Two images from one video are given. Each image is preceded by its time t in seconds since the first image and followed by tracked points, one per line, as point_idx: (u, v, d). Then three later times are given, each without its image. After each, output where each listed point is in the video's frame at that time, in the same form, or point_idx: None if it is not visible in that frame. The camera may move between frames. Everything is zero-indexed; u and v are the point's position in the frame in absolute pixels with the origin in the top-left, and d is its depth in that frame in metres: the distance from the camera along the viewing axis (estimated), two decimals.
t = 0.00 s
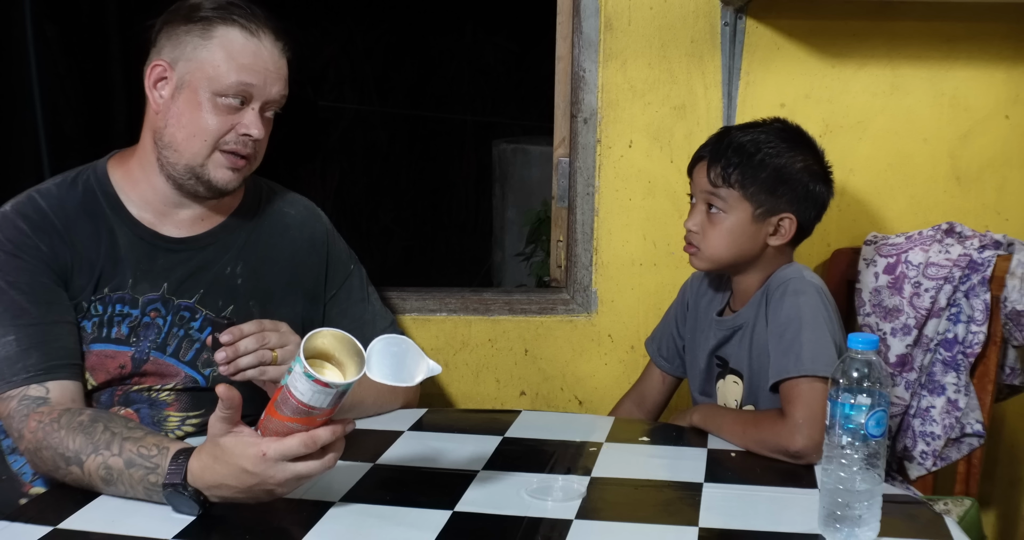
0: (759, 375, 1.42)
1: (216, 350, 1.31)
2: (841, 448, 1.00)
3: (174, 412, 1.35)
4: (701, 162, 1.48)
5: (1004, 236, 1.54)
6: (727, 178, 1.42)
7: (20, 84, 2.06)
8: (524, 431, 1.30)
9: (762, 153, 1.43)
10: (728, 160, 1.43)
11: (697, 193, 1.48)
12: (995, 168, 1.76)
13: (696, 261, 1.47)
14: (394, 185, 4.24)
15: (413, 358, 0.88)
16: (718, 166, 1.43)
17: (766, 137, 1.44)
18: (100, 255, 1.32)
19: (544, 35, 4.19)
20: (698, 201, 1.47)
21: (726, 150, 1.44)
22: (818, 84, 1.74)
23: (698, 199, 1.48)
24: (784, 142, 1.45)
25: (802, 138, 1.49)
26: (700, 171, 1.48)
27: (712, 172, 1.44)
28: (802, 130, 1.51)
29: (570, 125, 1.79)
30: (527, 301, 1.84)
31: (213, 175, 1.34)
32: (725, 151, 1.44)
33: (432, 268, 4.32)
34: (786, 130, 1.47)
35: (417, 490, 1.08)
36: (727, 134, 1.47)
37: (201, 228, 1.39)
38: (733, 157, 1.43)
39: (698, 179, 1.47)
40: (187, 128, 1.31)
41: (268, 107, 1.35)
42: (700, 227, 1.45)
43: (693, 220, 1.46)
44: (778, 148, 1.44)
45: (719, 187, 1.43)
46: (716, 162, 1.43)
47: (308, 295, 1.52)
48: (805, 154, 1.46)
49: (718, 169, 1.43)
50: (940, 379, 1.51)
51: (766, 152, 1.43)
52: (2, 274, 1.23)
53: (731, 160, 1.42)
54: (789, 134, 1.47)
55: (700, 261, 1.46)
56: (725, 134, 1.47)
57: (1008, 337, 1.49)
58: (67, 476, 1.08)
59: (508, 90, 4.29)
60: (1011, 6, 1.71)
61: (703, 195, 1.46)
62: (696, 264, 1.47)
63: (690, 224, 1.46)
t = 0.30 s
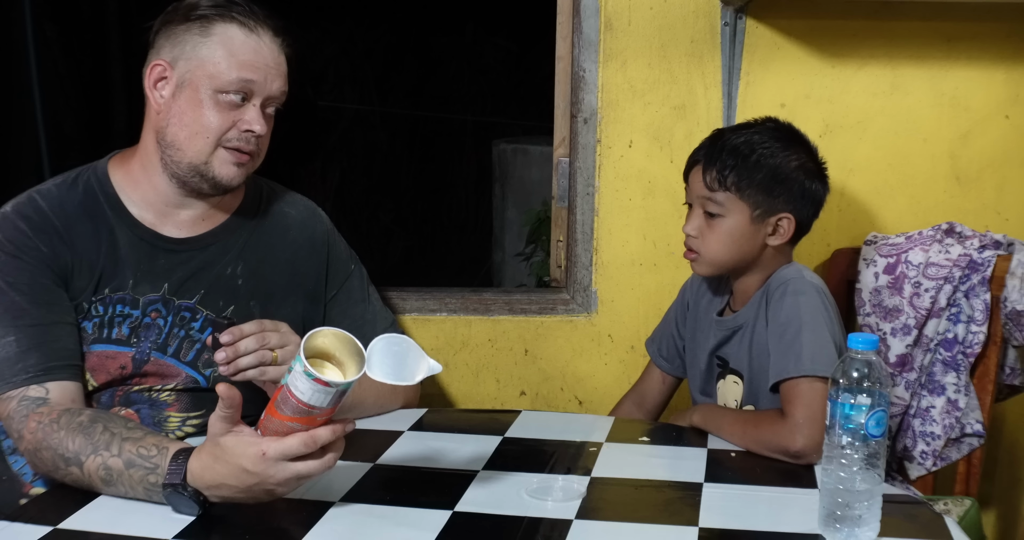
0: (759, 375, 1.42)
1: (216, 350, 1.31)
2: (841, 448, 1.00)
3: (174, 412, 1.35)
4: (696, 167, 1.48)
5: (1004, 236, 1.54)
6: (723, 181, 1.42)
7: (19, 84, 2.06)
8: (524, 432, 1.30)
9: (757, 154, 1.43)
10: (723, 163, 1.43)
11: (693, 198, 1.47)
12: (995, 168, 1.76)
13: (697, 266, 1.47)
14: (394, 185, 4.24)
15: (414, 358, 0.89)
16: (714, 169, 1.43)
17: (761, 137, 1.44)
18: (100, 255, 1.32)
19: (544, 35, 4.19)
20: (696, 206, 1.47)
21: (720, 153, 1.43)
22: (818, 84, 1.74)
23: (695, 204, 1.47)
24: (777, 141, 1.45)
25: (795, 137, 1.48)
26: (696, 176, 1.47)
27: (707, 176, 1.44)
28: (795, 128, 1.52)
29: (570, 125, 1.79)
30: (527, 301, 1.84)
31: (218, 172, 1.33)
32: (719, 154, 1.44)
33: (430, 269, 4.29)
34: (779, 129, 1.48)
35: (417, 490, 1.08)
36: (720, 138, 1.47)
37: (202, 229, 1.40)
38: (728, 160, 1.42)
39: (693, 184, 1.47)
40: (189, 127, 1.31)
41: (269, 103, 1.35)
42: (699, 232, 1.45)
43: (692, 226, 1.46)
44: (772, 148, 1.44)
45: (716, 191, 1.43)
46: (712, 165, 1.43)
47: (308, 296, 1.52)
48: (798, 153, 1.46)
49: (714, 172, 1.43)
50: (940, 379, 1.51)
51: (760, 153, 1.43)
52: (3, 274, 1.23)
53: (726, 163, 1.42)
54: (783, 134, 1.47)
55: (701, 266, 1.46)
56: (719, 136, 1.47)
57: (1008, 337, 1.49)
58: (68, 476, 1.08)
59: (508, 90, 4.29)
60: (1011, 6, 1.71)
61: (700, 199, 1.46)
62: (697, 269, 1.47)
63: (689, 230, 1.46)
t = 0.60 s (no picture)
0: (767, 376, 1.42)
1: (216, 350, 1.31)
2: (841, 448, 0.99)
3: (174, 412, 1.35)
4: (681, 192, 1.47)
5: (1004, 236, 1.54)
6: (710, 198, 1.40)
7: (19, 84, 2.06)
8: (524, 432, 1.30)
9: (734, 160, 1.41)
10: (704, 182, 1.41)
11: (689, 223, 1.46)
12: (995, 168, 1.76)
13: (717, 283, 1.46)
14: (394, 186, 4.24)
15: (414, 358, 0.89)
16: (698, 192, 1.41)
17: (728, 143, 1.43)
18: (100, 255, 1.32)
19: (544, 35, 4.19)
20: (694, 230, 1.45)
21: (698, 172, 1.42)
22: (818, 84, 1.74)
23: (693, 228, 1.46)
24: (747, 141, 1.43)
25: (764, 129, 1.46)
26: (684, 202, 1.46)
27: (693, 201, 1.42)
28: (758, 121, 1.49)
29: (570, 125, 1.79)
30: (527, 301, 1.84)
31: (219, 171, 1.33)
32: (698, 178, 1.42)
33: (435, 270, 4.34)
34: (743, 127, 1.46)
35: (417, 490, 1.08)
36: (692, 158, 1.45)
37: (202, 229, 1.40)
38: (708, 177, 1.41)
39: (685, 211, 1.45)
40: (188, 127, 1.31)
41: (267, 101, 1.34)
42: (708, 252, 1.44)
43: (700, 248, 1.44)
44: (744, 149, 1.42)
45: (707, 210, 1.41)
46: (694, 190, 1.42)
47: (308, 295, 1.52)
48: (770, 148, 1.44)
49: (697, 195, 1.42)
50: (940, 379, 1.51)
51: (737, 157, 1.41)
52: (3, 275, 1.23)
53: (708, 181, 1.40)
54: (751, 131, 1.45)
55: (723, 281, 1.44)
56: (691, 158, 1.45)
57: (1008, 337, 1.49)
58: (67, 476, 1.08)
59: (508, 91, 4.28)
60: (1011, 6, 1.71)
61: (696, 223, 1.44)
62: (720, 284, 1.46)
63: (699, 252, 1.45)
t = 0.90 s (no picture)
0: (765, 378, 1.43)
1: (216, 350, 1.31)
2: (841, 448, 0.99)
3: (174, 412, 1.35)
4: (689, 171, 1.48)
5: (1004, 236, 1.54)
6: (716, 182, 1.42)
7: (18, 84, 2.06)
8: (524, 432, 1.30)
9: (747, 151, 1.43)
10: (714, 164, 1.42)
11: (689, 202, 1.47)
12: (995, 168, 1.76)
13: (700, 267, 1.47)
14: (394, 186, 4.24)
15: (415, 358, 0.89)
16: (706, 171, 1.43)
17: (748, 134, 1.45)
18: (100, 255, 1.32)
19: (545, 35, 4.19)
20: (692, 209, 1.47)
21: (710, 154, 1.43)
22: (818, 84, 1.74)
23: (692, 207, 1.47)
24: (765, 137, 1.45)
25: (783, 132, 1.48)
26: (689, 179, 1.47)
27: (700, 178, 1.44)
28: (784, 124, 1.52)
29: (570, 125, 1.79)
30: (527, 301, 1.84)
31: (219, 171, 1.33)
32: (710, 157, 1.43)
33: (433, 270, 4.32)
34: (766, 125, 1.47)
35: (418, 489, 1.08)
36: (709, 139, 1.47)
37: (203, 229, 1.40)
38: (719, 162, 1.42)
39: (687, 187, 1.47)
40: (188, 126, 1.31)
41: (267, 101, 1.34)
42: (701, 234, 1.45)
43: (693, 228, 1.46)
44: (761, 143, 1.44)
45: (711, 193, 1.43)
46: (703, 167, 1.43)
47: (308, 295, 1.52)
48: (788, 147, 1.46)
49: (706, 174, 1.43)
50: (940, 379, 1.51)
51: (751, 150, 1.43)
52: (3, 275, 1.24)
53: (717, 163, 1.42)
54: (769, 129, 1.47)
55: (706, 266, 1.46)
56: (707, 138, 1.47)
57: (1008, 337, 1.49)
58: (67, 476, 1.08)
59: (508, 91, 4.28)
60: (1011, 6, 1.71)
61: (696, 203, 1.45)
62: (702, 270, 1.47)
63: (690, 232, 1.46)
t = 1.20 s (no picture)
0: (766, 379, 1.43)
1: (216, 350, 1.31)
2: (841, 448, 0.99)
3: (174, 412, 1.35)
4: (680, 173, 1.48)
5: (1004, 236, 1.54)
6: (708, 182, 1.42)
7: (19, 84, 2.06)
8: (524, 432, 1.30)
9: (738, 151, 1.43)
10: (706, 164, 1.43)
11: (681, 205, 1.47)
12: (995, 168, 1.76)
13: (696, 271, 1.47)
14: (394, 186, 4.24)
15: (418, 358, 0.89)
16: (698, 171, 1.43)
17: (738, 134, 1.45)
18: (100, 256, 1.32)
19: (544, 35, 4.18)
20: (685, 211, 1.47)
21: (702, 154, 1.44)
22: (818, 84, 1.74)
23: (684, 209, 1.47)
24: (755, 136, 1.46)
25: (774, 131, 1.49)
26: (681, 182, 1.47)
27: (692, 179, 1.44)
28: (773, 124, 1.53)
29: (570, 125, 1.79)
30: (527, 301, 1.84)
31: (218, 171, 1.33)
32: (701, 157, 1.44)
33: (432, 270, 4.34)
34: (755, 125, 1.49)
35: (418, 489, 1.08)
36: (701, 140, 1.47)
37: (202, 229, 1.40)
38: (710, 163, 1.43)
39: (680, 190, 1.47)
40: (187, 126, 1.31)
41: (266, 101, 1.34)
42: (695, 235, 1.45)
43: (686, 230, 1.45)
44: (752, 142, 1.45)
45: (703, 194, 1.43)
46: (696, 168, 1.44)
47: (308, 295, 1.52)
48: (777, 147, 1.47)
49: (698, 175, 1.44)
50: (940, 379, 1.51)
51: (742, 150, 1.44)
52: (3, 275, 1.24)
53: (709, 164, 1.43)
54: (759, 129, 1.48)
55: (701, 268, 1.45)
56: (697, 140, 1.48)
57: (1008, 337, 1.48)
58: (67, 476, 1.08)
59: (508, 91, 4.28)
60: (1011, 6, 1.71)
61: (688, 205, 1.45)
62: (697, 272, 1.46)
63: (683, 234, 1.46)
